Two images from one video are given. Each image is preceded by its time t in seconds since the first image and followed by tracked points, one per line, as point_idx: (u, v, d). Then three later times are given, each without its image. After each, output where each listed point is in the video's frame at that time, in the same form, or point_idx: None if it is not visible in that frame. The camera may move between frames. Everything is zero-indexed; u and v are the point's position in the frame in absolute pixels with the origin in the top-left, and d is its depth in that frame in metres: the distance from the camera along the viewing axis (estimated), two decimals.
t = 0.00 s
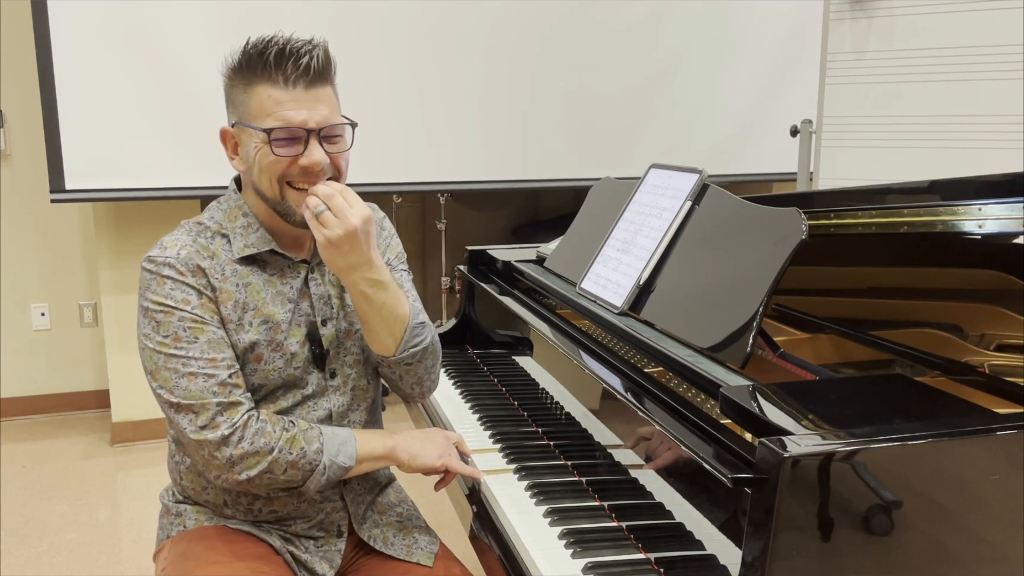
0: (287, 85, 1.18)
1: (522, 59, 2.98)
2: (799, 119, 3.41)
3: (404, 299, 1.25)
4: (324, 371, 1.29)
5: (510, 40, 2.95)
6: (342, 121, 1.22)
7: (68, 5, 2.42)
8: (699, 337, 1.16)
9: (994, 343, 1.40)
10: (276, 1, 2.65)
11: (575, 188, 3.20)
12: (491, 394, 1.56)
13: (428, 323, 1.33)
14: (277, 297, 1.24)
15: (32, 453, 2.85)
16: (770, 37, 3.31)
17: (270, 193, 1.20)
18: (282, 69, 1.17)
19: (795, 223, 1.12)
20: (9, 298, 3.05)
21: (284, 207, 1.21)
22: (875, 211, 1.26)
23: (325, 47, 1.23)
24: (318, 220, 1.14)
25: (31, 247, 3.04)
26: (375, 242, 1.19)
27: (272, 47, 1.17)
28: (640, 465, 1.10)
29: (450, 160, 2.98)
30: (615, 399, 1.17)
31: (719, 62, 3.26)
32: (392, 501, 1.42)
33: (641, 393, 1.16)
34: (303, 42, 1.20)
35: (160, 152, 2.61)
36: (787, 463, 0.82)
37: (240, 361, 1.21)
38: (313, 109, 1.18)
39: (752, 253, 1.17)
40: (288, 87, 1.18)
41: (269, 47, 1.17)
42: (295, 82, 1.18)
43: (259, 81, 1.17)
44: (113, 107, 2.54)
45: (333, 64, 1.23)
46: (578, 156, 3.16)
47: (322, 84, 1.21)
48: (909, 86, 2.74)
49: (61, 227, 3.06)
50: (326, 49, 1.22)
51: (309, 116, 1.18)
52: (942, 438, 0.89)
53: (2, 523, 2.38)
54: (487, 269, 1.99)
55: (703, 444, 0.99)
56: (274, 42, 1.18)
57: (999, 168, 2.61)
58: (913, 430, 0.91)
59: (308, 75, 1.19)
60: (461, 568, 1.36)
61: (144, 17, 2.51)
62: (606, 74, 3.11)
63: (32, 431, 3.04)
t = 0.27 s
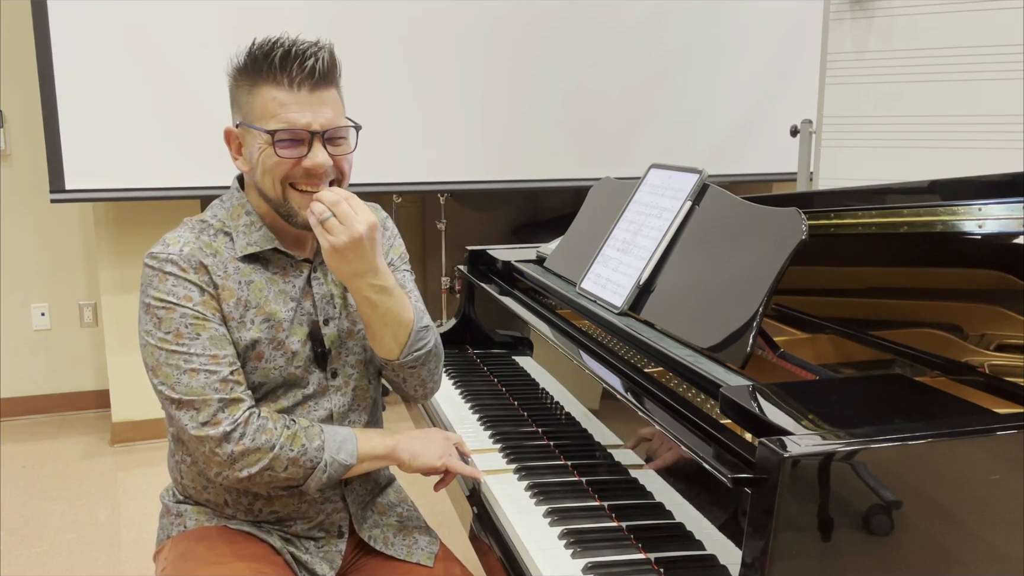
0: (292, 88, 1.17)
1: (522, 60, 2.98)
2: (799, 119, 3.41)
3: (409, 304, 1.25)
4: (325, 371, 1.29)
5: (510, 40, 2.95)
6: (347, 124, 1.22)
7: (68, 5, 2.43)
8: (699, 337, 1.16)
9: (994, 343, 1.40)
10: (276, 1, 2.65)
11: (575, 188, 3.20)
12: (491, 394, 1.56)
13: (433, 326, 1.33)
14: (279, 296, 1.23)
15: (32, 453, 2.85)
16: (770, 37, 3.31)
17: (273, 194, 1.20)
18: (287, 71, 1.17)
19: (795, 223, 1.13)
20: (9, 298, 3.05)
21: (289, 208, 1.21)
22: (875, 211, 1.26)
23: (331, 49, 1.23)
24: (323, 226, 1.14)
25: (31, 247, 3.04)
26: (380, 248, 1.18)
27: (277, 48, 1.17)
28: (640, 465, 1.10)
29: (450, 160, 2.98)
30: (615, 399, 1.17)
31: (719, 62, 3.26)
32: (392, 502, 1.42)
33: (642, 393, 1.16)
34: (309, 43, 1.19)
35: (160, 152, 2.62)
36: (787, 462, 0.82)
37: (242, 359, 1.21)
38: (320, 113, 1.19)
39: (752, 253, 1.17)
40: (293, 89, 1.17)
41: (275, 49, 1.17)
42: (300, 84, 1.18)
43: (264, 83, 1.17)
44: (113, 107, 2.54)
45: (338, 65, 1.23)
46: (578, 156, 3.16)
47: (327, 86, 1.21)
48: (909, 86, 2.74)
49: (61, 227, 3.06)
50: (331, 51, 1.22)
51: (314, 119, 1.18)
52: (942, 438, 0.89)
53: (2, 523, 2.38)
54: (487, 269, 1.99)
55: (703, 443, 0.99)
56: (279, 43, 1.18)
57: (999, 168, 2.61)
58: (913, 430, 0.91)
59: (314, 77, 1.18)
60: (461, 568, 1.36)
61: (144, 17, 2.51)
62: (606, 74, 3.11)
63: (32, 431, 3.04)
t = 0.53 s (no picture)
0: (291, 86, 1.17)
1: (523, 60, 2.98)
2: (800, 119, 3.41)
3: (407, 312, 1.25)
4: (327, 372, 1.29)
5: (511, 40, 2.95)
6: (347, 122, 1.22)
7: (68, 5, 2.43)
8: (698, 337, 1.16)
9: (994, 343, 1.40)
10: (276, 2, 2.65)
11: (575, 188, 3.19)
12: (491, 394, 1.56)
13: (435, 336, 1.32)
14: (281, 297, 1.23)
15: (32, 453, 2.85)
16: (770, 37, 3.31)
17: (273, 194, 1.20)
18: (287, 71, 1.17)
19: (795, 223, 1.13)
20: (9, 298, 3.05)
21: (290, 209, 1.21)
22: (875, 211, 1.26)
23: (330, 48, 1.23)
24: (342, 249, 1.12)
25: (31, 247, 3.04)
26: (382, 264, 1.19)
27: (277, 48, 1.17)
28: (640, 465, 1.10)
29: (450, 160, 2.98)
30: (615, 399, 1.17)
31: (719, 62, 3.26)
32: (393, 502, 1.42)
33: (642, 393, 1.16)
34: (308, 43, 1.19)
35: (161, 152, 2.62)
36: (787, 462, 0.82)
37: (243, 359, 1.21)
38: (320, 115, 1.18)
39: (751, 253, 1.17)
40: (292, 88, 1.17)
41: (274, 49, 1.17)
42: (300, 83, 1.17)
43: (264, 83, 1.17)
44: (114, 107, 2.54)
45: (337, 65, 1.23)
46: (578, 156, 3.16)
47: (326, 85, 1.20)
48: (909, 86, 2.74)
49: (61, 227, 3.06)
50: (330, 50, 1.22)
51: (313, 117, 1.18)
52: (942, 438, 0.89)
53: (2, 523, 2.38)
54: (487, 270, 1.99)
55: (703, 444, 0.99)
56: (279, 43, 1.18)
57: (999, 168, 2.61)
58: (913, 430, 0.91)
59: (313, 76, 1.18)
60: (462, 568, 1.36)
61: (144, 18, 2.51)
62: (606, 74, 3.11)
63: (32, 431, 3.04)
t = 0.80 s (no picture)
0: (295, 91, 1.17)
1: (522, 60, 2.98)
2: (800, 119, 3.41)
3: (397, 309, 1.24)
4: (325, 374, 1.29)
5: (511, 40, 2.95)
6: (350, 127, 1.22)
7: (68, 5, 2.43)
8: (699, 337, 1.16)
9: (994, 343, 1.40)
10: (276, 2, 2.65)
11: (575, 188, 3.19)
12: (491, 394, 1.56)
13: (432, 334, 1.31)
14: (280, 298, 1.23)
15: (32, 453, 2.85)
16: (770, 37, 3.31)
17: (278, 198, 1.20)
18: (290, 75, 1.16)
19: (795, 223, 1.12)
20: (9, 298, 3.05)
21: (295, 214, 1.20)
22: (875, 211, 1.26)
23: (333, 51, 1.22)
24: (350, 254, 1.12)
25: (31, 247, 3.04)
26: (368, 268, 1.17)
27: (280, 52, 1.17)
28: (640, 465, 1.10)
29: (450, 160, 2.98)
30: (615, 399, 1.17)
31: (719, 62, 3.26)
32: (393, 502, 1.42)
33: (642, 393, 1.16)
34: (311, 46, 1.19)
35: (161, 152, 2.62)
36: (787, 463, 0.82)
37: (241, 360, 1.21)
38: (323, 118, 1.18)
39: (751, 253, 1.17)
40: (296, 93, 1.17)
41: (278, 53, 1.17)
42: (303, 87, 1.17)
43: (268, 87, 1.17)
44: (115, 107, 2.54)
45: (341, 68, 1.23)
46: (578, 156, 3.16)
47: (330, 90, 1.20)
48: (909, 86, 2.74)
49: (61, 227, 3.06)
50: (334, 53, 1.22)
51: (317, 122, 1.18)
52: (942, 438, 0.89)
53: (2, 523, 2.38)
54: (487, 269, 1.99)
55: (702, 444, 0.99)
56: (283, 48, 1.18)
57: (999, 168, 2.61)
58: (913, 430, 0.91)
59: (316, 80, 1.18)
60: (462, 568, 1.36)
61: (144, 18, 2.51)
62: (606, 74, 3.11)
63: (32, 431, 3.04)
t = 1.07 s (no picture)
0: (298, 95, 1.17)
1: (522, 60, 2.98)
2: (800, 119, 3.41)
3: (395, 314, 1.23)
4: (323, 380, 1.29)
5: (512, 40, 2.95)
6: (353, 131, 1.22)
7: (68, 5, 2.43)
8: (699, 337, 1.16)
9: (994, 343, 1.40)
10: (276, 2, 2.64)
11: (575, 188, 3.19)
12: (491, 394, 1.56)
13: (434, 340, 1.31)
14: (280, 301, 1.23)
15: (32, 453, 2.85)
16: (770, 37, 3.31)
17: (281, 203, 1.19)
18: (293, 78, 1.16)
19: (795, 223, 1.13)
20: (8, 298, 3.05)
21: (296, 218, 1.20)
22: (875, 211, 1.26)
23: (338, 54, 1.22)
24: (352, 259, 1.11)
25: (32, 247, 3.04)
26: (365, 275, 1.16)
27: (284, 56, 1.17)
28: (640, 465, 1.10)
29: (451, 161, 2.98)
30: (615, 399, 1.17)
31: (719, 62, 3.26)
32: (393, 503, 1.43)
33: (641, 392, 1.16)
34: (315, 49, 1.19)
35: (162, 152, 2.62)
36: (787, 463, 0.82)
37: (239, 362, 1.22)
38: (327, 121, 1.18)
39: (752, 253, 1.17)
40: (299, 96, 1.17)
41: (282, 57, 1.17)
42: (307, 91, 1.17)
43: (271, 90, 1.17)
44: (115, 106, 2.54)
45: (345, 72, 1.23)
46: (579, 156, 3.16)
47: (334, 93, 1.20)
48: (909, 86, 2.74)
49: (61, 227, 3.06)
50: (338, 57, 1.21)
51: (319, 126, 1.17)
52: (942, 438, 0.89)
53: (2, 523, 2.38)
54: (487, 269, 1.99)
55: (702, 444, 0.99)
56: (287, 52, 1.18)
57: (999, 168, 2.61)
58: (913, 430, 0.91)
59: (320, 84, 1.18)
60: (462, 568, 1.36)
61: (144, 18, 2.51)
62: (606, 74, 3.11)
63: (32, 431, 3.04)
